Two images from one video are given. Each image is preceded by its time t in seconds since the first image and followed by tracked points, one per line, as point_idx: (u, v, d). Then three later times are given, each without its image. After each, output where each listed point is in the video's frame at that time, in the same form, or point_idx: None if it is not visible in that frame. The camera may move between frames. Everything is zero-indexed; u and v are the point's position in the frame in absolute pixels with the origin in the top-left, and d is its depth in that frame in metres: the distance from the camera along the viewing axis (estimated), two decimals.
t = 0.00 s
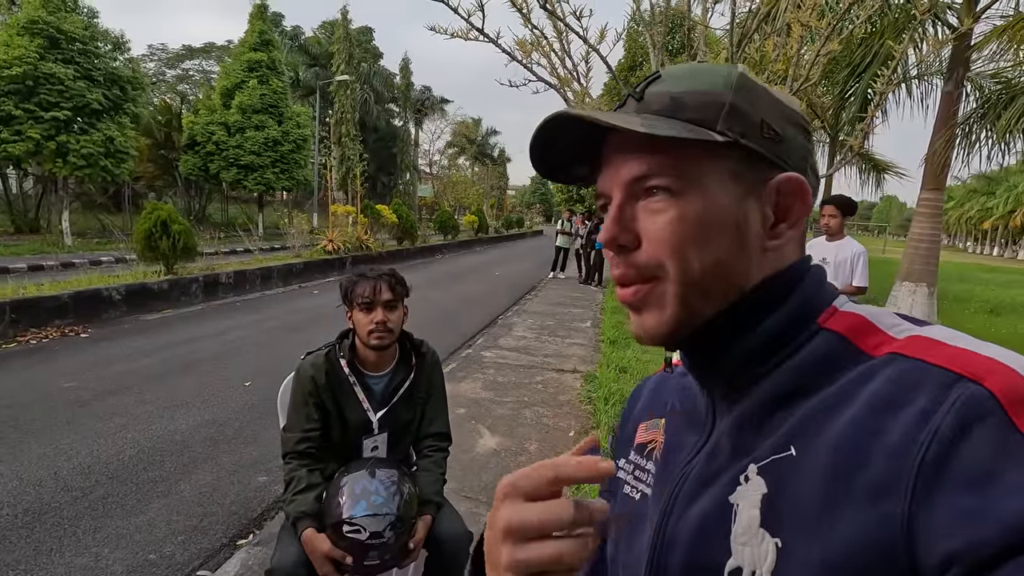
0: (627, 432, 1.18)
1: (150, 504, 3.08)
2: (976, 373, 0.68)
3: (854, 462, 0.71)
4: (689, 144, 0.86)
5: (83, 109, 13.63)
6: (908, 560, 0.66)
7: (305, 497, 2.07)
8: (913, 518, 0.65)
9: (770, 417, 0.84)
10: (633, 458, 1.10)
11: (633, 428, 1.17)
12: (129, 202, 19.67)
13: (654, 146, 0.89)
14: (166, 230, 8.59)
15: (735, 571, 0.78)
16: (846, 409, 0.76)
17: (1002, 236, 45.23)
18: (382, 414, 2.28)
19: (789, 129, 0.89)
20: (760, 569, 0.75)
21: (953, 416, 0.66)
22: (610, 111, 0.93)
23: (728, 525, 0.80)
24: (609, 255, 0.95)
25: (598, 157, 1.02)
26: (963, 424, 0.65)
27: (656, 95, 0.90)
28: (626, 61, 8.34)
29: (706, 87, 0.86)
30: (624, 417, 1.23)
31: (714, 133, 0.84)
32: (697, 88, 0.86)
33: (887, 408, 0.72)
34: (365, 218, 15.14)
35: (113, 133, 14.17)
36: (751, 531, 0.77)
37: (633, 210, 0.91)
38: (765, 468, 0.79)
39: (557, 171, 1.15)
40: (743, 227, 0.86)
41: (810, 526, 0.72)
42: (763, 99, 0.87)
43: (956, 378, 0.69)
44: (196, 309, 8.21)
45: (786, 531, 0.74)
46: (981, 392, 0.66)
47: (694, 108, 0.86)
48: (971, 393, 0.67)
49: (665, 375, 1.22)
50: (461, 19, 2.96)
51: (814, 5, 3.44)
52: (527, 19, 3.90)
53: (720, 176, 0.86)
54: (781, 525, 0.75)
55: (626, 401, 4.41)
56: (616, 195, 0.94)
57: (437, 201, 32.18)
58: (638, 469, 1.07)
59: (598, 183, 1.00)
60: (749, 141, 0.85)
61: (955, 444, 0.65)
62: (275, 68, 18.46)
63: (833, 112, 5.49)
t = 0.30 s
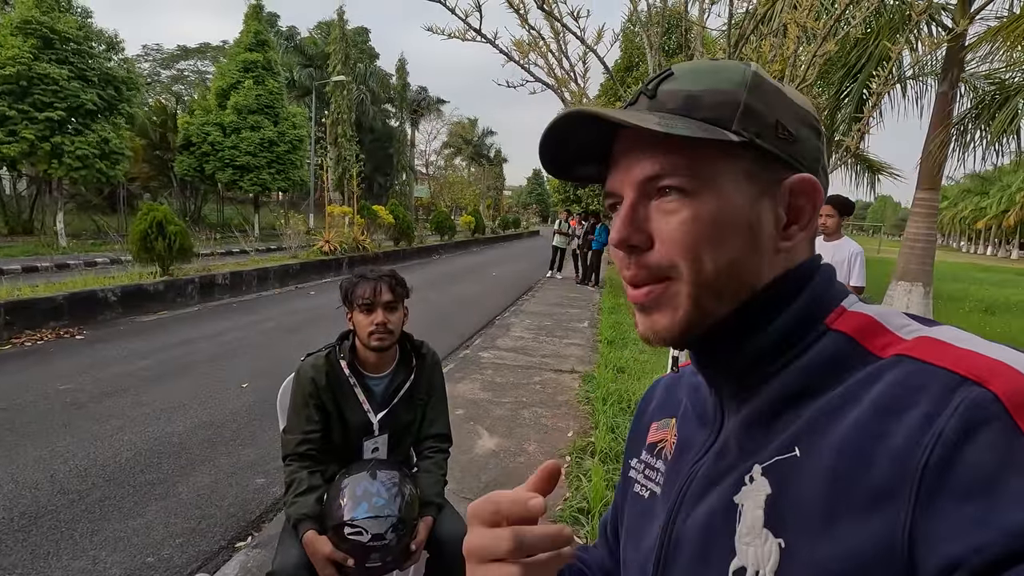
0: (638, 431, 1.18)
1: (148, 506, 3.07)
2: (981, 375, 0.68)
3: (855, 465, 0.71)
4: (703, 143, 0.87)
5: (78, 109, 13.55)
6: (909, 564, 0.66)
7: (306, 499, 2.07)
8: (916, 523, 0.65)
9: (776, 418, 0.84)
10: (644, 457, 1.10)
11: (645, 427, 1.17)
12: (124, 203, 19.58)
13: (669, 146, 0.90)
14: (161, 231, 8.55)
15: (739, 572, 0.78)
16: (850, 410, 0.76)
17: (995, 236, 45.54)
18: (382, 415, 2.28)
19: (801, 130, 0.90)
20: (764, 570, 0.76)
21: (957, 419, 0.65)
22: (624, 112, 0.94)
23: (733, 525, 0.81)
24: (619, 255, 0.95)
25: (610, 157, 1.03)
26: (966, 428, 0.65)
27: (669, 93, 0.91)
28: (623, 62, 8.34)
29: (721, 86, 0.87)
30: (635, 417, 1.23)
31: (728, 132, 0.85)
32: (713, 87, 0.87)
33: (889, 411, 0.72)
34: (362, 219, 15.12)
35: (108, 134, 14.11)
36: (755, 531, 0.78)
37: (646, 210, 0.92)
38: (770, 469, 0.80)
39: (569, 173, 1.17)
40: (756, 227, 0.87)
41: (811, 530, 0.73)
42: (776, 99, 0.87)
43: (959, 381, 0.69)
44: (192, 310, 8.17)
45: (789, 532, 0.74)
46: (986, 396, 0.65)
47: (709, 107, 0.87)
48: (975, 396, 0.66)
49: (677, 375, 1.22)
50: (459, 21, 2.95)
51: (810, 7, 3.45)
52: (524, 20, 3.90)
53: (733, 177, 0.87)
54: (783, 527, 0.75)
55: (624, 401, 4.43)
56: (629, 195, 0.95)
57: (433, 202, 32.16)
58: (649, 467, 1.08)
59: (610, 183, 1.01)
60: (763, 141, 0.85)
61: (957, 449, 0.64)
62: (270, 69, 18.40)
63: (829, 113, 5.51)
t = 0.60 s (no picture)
0: (634, 430, 1.18)
1: (141, 508, 3.04)
2: (982, 371, 0.68)
3: (857, 461, 0.71)
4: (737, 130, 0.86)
5: (71, 109, 13.47)
6: (911, 559, 0.66)
7: (301, 500, 2.06)
8: (921, 520, 0.65)
9: (779, 414, 0.83)
10: (639, 453, 1.10)
11: (642, 425, 1.17)
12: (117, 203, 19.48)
13: (704, 133, 0.88)
14: (155, 231, 8.50)
15: (739, 569, 0.78)
16: (852, 406, 0.76)
17: (988, 236, 45.83)
18: (378, 415, 2.27)
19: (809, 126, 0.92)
20: (764, 565, 0.76)
21: (957, 415, 0.65)
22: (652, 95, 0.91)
23: (733, 522, 0.80)
24: (646, 244, 0.91)
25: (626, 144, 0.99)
26: (968, 423, 0.64)
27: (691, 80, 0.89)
28: (618, 61, 8.34)
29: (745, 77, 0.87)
30: (631, 413, 1.23)
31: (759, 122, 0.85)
32: (739, 77, 0.87)
33: (890, 407, 0.72)
34: (357, 219, 15.09)
35: (101, 134, 14.04)
36: (754, 527, 0.78)
37: (681, 198, 0.89)
38: (771, 465, 0.80)
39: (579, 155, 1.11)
40: (785, 218, 0.88)
41: (812, 526, 0.72)
42: (787, 96, 0.89)
43: (960, 376, 0.69)
44: (186, 311, 8.13)
45: (791, 529, 0.74)
46: (986, 391, 0.65)
47: (739, 94, 0.86)
48: (976, 392, 0.66)
49: (671, 374, 1.22)
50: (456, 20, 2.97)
51: (805, 7, 3.46)
52: (519, 19, 3.90)
53: (761, 167, 0.87)
54: (784, 523, 0.75)
55: (620, 401, 4.44)
56: (657, 183, 0.92)
57: (429, 202, 32.12)
58: (644, 463, 1.07)
59: (629, 171, 0.97)
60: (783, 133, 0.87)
61: (958, 444, 0.64)
62: (265, 69, 18.33)
63: (824, 113, 5.53)
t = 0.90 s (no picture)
0: (631, 437, 1.17)
1: (134, 513, 3.02)
2: (980, 380, 0.67)
3: (855, 472, 0.71)
4: (739, 138, 0.87)
5: (63, 110, 13.40)
6: (912, 569, 0.65)
7: (295, 505, 2.04)
8: (920, 529, 0.64)
9: (778, 423, 0.83)
10: (636, 462, 1.09)
11: (638, 431, 1.16)
12: (110, 205, 19.38)
13: (707, 140, 0.88)
14: (149, 233, 8.47)
15: None
16: (850, 416, 0.76)
17: (980, 236, 46.13)
18: (372, 419, 2.26)
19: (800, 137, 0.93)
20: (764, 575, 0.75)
21: (955, 424, 0.65)
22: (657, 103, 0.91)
23: (733, 533, 0.80)
24: (645, 253, 0.90)
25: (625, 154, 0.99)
26: (965, 431, 0.64)
27: (692, 87, 0.89)
28: (613, 63, 8.34)
29: (746, 85, 0.88)
30: (626, 420, 1.22)
31: (762, 129, 0.86)
32: (739, 85, 0.88)
33: (888, 417, 0.72)
34: (352, 220, 15.05)
35: (93, 135, 13.97)
36: (754, 539, 0.77)
37: (682, 206, 0.88)
38: (771, 475, 0.79)
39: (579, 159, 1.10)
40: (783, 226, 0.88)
41: (811, 537, 0.72)
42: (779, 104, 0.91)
43: (959, 385, 0.68)
44: (180, 313, 8.09)
45: (791, 539, 0.74)
46: (984, 400, 0.65)
47: (741, 101, 0.87)
48: (974, 400, 0.66)
49: (667, 382, 1.21)
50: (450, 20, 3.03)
51: (798, 9, 3.47)
52: (514, 21, 3.90)
53: (762, 175, 0.87)
54: (784, 534, 0.75)
55: (615, 402, 4.45)
56: (657, 191, 0.91)
57: (424, 203, 32.08)
58: (641, 471, 1.06)
59: (628, 179, 0.96)
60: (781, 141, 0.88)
61: (957, 452, 0.64)
62: (260, 70, 18.27)
63: (817, 115, 5.55)
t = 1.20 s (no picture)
0: (641, 439, 1.17)
1: (128, 517, 3.00)
2: (996, 389, 0.67)
3: (865, 478, 0.71)
4: (698, 149, 0.86)
5: (57, 111, 13.33)
6: None
7: (291, 508, 2.04)
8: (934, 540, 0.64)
9: (786, 427, 0.83)
10: (646, 465, 1.09)
11: (648, 434, 1.15)
12: (105, 206, 19.28)
13: (665, 151, 0.89)
14: (143, 234, 8.43)
15: None
16: (860, 421, 0.75)
17: (974, 235, 46.40)
18: (368, 421, 2.25)
19: (810, 137, 0.85)
20: None
21: (970, 432, 0.65)
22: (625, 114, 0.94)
23: (739, 537, 0.80)
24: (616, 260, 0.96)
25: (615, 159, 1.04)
26: (982, 439, 0.64)
27: (668, 97, 0.90)
28: (610, 63, 8.34)
29: (723, 89, 0.84)
30: (638, 422, 1.22)
31: (721, 138, 0.83)
32: (715, 91, 0.85)
33: (902, 422, 0.71)
34: (348, 221, 15.01)
35: (86, 135, 13.90)
36: (761, 544, 0.77)
37: (641, 213, 0.92)
38: (777, 479, 0.79)
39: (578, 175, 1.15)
40: (751, 232, 0.86)
41: (820, 543, 0.72)
42: (776, 99, 0.83)
43: (974, 391, 0.68)
44: (175, 315, 8.06)
45: (800, 546, 0.73)
46: (1000, 408, 0.65)
47: (706, 110, 0.85)
48: (990, 408, 0.65)
49: (681, 381, 1.20)
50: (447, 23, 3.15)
51: (793, 10, 3.49)
52: (510, 22, 3.91)
53: (726, 183, 0.86)
54: (792, 540, 0.74)
55: (611, 403, 4.45)
56: (625, 197, 0.95)
57: (421, 203, 32.05)
58: (650, 476, 1.06)
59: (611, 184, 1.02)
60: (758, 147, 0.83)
61: (974, 461, 0.64)
62: (255, 70, 18.19)
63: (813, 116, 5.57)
